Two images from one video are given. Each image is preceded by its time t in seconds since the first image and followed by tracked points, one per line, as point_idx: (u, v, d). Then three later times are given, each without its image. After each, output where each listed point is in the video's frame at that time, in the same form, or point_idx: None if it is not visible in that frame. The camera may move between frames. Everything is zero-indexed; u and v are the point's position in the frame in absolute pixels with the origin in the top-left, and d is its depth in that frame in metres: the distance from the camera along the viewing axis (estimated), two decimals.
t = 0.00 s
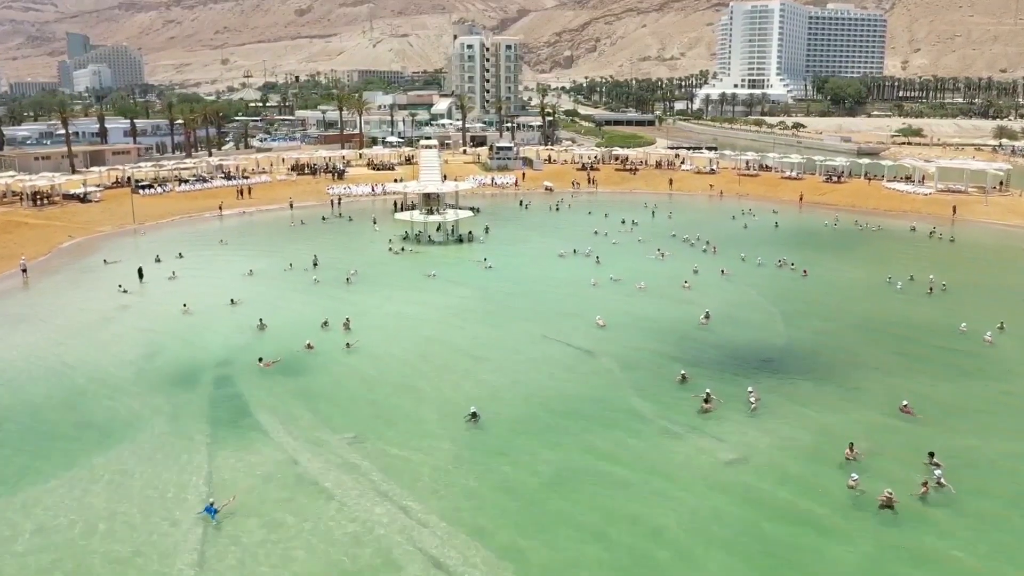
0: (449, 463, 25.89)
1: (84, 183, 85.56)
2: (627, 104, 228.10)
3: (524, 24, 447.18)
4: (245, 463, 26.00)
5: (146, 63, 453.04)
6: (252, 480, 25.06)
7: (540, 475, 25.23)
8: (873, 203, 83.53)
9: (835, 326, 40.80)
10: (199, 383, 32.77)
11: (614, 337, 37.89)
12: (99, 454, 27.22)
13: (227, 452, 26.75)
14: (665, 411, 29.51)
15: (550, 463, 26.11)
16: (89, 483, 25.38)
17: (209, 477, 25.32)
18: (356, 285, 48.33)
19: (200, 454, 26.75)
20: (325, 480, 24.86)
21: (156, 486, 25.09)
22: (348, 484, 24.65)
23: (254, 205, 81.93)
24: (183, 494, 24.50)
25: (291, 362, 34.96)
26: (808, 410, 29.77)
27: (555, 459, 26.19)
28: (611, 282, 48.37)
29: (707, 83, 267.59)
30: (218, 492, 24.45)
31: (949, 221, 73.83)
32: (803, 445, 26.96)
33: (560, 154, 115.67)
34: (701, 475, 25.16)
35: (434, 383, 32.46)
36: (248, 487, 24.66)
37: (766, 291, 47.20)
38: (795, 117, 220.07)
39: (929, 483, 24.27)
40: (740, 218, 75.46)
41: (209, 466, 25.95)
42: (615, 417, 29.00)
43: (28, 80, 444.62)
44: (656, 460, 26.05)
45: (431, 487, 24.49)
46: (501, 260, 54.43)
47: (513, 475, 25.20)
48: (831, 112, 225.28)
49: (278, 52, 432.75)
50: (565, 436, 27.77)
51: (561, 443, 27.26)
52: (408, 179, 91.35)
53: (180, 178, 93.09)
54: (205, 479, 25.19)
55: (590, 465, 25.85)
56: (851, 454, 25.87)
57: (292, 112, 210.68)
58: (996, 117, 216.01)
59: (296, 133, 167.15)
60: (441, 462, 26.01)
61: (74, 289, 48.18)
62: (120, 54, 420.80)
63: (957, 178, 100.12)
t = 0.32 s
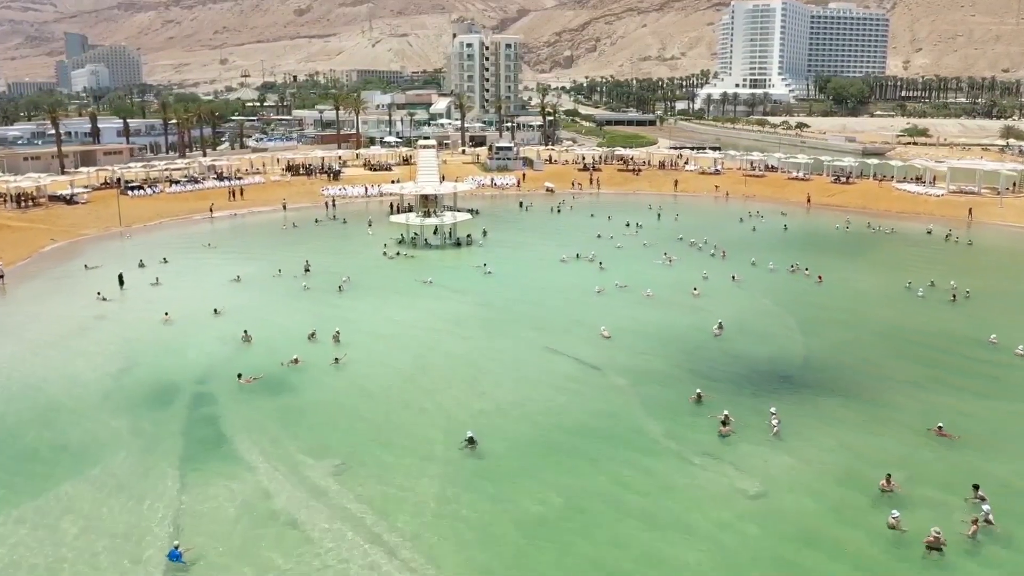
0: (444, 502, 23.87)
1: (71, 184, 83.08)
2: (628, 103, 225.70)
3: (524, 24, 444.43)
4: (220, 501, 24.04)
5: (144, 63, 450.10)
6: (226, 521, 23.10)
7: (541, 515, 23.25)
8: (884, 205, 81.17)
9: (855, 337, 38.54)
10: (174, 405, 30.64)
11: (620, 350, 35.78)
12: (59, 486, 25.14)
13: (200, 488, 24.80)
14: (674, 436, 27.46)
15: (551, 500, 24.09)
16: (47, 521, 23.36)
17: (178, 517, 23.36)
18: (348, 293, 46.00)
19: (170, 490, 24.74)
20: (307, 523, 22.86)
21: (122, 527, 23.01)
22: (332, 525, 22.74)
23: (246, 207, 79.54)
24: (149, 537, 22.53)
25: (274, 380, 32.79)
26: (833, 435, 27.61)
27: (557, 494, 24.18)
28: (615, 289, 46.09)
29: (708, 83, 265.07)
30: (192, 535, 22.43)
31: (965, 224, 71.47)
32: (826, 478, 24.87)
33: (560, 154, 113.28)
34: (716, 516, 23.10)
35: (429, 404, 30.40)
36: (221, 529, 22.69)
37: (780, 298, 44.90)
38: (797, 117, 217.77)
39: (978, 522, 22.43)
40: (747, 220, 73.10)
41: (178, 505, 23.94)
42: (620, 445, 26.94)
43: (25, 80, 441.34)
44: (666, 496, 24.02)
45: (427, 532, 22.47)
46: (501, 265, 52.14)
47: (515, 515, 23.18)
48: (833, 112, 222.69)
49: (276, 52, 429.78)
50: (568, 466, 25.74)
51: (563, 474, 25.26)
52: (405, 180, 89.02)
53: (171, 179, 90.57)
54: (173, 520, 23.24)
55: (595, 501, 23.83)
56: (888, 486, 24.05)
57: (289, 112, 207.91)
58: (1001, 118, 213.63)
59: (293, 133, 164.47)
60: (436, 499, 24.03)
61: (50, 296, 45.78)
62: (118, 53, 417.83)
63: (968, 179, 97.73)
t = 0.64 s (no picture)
0: (438, 531, 22.09)
1: (61, 185, 81.15)
2: (629, 104, 223.87)
3: (524, 24, 442.35)
4: (195, 530, 22.30)
5: (143, 63, 447.70)
6: (200, 551, 21.38)
7: (542, 545, 21.52)
8: (892, 206, 79.32)
9: (873, 346, 36.67)
10: (152, 420, 28.86)
11: (624, 360, 34.02)
12: (22, 509, 23.36)
13: (174, 514, 23.06)
14: (684, 457, 25.72)
15: (552, 528, 22.32)
16: (6, 549, 21.61)
17: (148, 547, 21.64)
18: (341, 299, 44.14)
19: (143, 516, 23.02)
20: (289, 554, 21.15)
21: (90, 559, 21.23)
22: (317, 556, 21.03)
23: (240, 208, 77.65)
24: (116, 567, 20.81)
25: (259, 394, 31.01)
26: (857, 454, 25.80)
27: (559, 521, 22.45)
28: (620, 294, 44.31)
29: (709, 83, 263.17)
30: (165, 569, 20.67)
31: (976, 226, 69.63)
32: (851, 503, 23.08)
33: (561, 154, 111.48)
34: (732, 546, 21.31)
35: (424, 420, 28.67)
36: (195, 561, 20.98)
37: (792, 304, 43.05)
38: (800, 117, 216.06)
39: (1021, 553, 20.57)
40: (753, 221, 71.29)
41: (150, 533, 22.22)
42: (627, 466, 25.21)
43: (24, 80, 439.04)
44: (676, 524, 22.29)
45: (421, 565, 20.67)
46: (500, 270, 50.31)
47: (515, 547, 21.38)
48: (835, 111, 220.80)
49: (275, 52, 427.84)
50: (571, 490, 23.99)
51: (567, 499, 23.53)
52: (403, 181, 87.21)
53: (164, 180, 88.66)
54: (143, 550, 21.50)
55: (602, 530, 22.04)
56: (919, 512, 22.28)
57: (287, 112, 206.00)
58: (1004, 117, 211.85)
59: (290, 133, 162.57)
60: (430, 527, 22.29)
61: (30, 302, 43.86)
62: (116, 54, 415.76)
63: (976, 179, 95.84)
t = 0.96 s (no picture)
0: (433, 560, 20.59)
1: (52, 186, 79.56)
2: (629, 103, 222.29)
3: (524, 24, 440.64)
4: (170, 557, 20.81)
5: (142, 63, 446.09)
6: None
7: (542, 573, 20.03)
8: (901, 207, 77.70)
9: (889, 353, 35.08)
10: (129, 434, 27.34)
11: (631, 368, 32.50)
12: None
13: (148, 539, 21.57)
14: (695, 476, 24.22)
15: (555, 555, 20.83)
16: None
17: None
18: (334, 303, 42.57)
19: (116, 540, 21.52)
20: None
21: None
22: None
23: (234, 209, 76.06)
24: None
25: (245, 407, 29.42)
26: (879, 475, 24.32)
27: (563, 549, 20.94)
28: (624, 300, 42.60)
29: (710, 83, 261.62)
30: None
31: (987, 228, 68.04)
32: (875, 527, 21.60)
33: (561, 154, 109.88)
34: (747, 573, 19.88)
35: (421, 436, 27.14)
36: None
37: (803, 310, 41.36)
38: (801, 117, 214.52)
39: None
40: (759, 223, 69.69)
41: (122, 561, 20.70)
42: (635, 485, 23.73)
43: (24, 80, 437.64)
44: (687, 551, 20.79)
45: None
46: (500, 273, 48.72)
47: None
48: (836, 111, 219.31)
49: (275, 52, 426.20)
50: (576, 510, 22.52)
51: (570, 522, 22.04)
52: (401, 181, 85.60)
53: (158, 180, 87.08)
54: None
55: (609, 559, 20.53)
56: (951, 539, 20.75)
57: (286, 112, 204.34)
58: (1007, 117, 210.14)
59: (288, 133, 160.96)
60: (423, 554, 20.86)
61: (11, 307, 42.26)
62: (116, 54, 414.19)
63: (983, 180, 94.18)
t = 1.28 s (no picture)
0: None
1: (37, 188, 77.19)
2: (630, 103, 219.65)
3: (524, 24, 437.80)
4: None
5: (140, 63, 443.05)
6: None
7: None
8: (912, 208, 75.50)
9: (916, 365, 32.97)
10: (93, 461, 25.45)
11: (640, 384, 30.49)
12: None
13: None
14: (716, 516, 22.38)
15: None
16: None
17: None
18: (325, 312, 40.37)
19: None
20: None
21: None
22: None
23: (225, 210, 73.73)
24: None
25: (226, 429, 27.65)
26: (916, 512, 22.44)
27: None
28: (631, 307, 40.38)
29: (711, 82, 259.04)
30: None
31: (1003, 230, 65.86)
32: None
33: (562, 154, 107.62)
34: None
35: (415, 470, 25.27)
36: None
37: (820, 319, 39.17)
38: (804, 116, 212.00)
39: None
40: (768, 225, 67.51)
41: None
42: (646, 530, 21.90)
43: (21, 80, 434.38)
44: None
45: None
46: (500, 278, 46.58)
47: None
48: (839, 111, 216.74)
49: (273, 52, 423.29)
50: (583, 563, 20.72)
51: None
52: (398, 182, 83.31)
53: (147, 181, 84.70)
54: None
55: None
56: None
57: (283, 112, 201.73)
58: (1011, 117, 207.85)
59: (284, 132, 158.50)
60: None
61: None
62: (113, 53, 411.16)
63: (994, 179, 91.86)
